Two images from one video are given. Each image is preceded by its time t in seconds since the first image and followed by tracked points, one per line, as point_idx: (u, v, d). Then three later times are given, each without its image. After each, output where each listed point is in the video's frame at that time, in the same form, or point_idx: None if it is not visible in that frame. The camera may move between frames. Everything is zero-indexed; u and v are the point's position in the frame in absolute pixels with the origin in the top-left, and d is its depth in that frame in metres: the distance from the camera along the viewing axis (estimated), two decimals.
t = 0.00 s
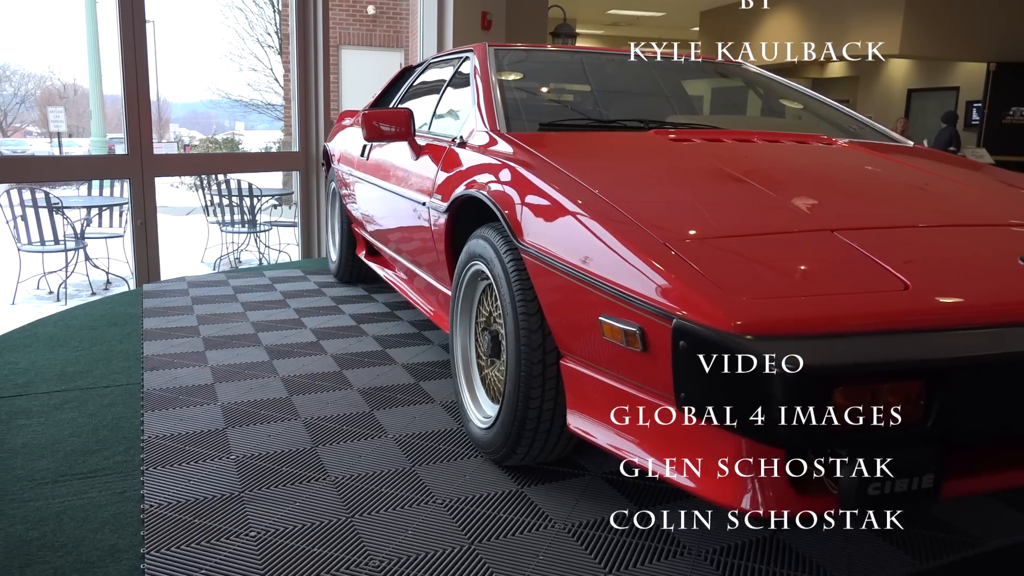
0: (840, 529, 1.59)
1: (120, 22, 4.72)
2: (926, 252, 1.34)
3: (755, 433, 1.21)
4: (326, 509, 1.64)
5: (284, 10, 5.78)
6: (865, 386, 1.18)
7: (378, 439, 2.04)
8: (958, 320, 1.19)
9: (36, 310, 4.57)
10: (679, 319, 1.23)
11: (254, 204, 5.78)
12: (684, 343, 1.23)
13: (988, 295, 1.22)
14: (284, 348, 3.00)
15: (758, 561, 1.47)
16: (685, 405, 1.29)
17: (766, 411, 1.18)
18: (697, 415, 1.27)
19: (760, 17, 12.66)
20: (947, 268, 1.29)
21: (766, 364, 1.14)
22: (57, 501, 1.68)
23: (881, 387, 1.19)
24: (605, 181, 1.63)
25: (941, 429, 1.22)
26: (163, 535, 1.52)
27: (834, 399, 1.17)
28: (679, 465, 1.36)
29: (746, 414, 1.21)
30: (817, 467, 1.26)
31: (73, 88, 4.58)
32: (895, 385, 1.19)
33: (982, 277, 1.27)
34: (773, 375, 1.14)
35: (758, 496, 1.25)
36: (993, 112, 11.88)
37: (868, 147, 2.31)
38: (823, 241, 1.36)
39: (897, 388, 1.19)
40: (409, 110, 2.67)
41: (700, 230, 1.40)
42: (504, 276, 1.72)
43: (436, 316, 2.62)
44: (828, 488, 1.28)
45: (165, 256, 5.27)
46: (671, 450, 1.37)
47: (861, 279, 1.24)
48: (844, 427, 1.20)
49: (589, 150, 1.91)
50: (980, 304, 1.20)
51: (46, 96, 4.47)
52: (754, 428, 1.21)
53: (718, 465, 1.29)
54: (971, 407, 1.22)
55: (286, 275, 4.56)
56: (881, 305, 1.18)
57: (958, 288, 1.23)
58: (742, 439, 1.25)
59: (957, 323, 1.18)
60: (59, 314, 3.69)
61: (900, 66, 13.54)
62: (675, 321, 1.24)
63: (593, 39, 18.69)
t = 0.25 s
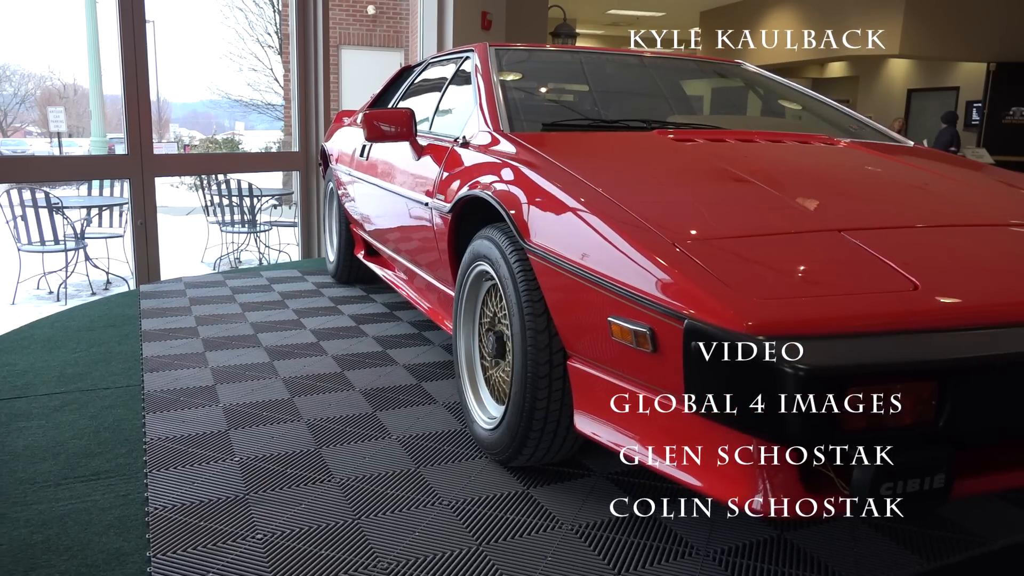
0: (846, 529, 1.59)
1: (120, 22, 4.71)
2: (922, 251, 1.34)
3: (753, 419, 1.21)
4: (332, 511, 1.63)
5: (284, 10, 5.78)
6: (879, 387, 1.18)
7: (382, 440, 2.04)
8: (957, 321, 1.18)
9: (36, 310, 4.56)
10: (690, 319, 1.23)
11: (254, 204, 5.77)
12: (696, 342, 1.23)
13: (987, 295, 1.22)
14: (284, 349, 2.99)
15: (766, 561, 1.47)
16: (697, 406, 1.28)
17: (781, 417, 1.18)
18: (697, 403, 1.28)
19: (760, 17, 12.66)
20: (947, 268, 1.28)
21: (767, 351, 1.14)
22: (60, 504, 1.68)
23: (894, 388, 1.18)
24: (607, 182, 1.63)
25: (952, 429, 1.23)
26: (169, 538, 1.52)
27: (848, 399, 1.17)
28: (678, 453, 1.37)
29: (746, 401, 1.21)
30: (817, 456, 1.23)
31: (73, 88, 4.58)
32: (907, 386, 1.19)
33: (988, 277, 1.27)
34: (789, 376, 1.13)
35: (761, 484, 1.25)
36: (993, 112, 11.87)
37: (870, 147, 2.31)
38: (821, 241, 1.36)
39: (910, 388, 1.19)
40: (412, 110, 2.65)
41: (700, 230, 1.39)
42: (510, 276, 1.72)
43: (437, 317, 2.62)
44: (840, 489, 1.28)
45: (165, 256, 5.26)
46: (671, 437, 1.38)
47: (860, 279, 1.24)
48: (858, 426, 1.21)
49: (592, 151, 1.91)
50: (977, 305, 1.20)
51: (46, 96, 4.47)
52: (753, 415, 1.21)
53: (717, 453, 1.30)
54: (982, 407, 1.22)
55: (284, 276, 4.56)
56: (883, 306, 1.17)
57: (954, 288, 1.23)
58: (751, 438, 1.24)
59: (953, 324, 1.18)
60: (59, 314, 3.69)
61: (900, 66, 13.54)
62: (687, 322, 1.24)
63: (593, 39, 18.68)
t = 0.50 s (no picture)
0: (851, 528, 1.59)
1: (120, 23, 4.71)
2: (919, 251, 1.34)
3: (751, 407, 1.21)
4: (337, 513, 1.63)
5: (284, 10, 5.78)
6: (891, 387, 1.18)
7: (386, 441, 2.03)
8: (957, 322, 1.18)
9: (36, 310, 4.55)
10: (701, 320, 1.22)
11: (254, 204, 5.77)
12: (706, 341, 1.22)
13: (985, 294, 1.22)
14: (284, 350, 2.99)
15: (773, 561, 1.46)
16: (706, 405, 1.28)
17: (794, 415, 1.19)
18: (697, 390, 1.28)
19: (759, 17, 12.65)
20: (948, 268, 1.28)
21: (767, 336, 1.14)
22: (63, 507, 1.68)
23: (907, 387, 1.18)
24: (611, 182, 1.62)
25: (963, 428, 1.22)
26: (174, 541, 1.51)
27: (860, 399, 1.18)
28: (678, 441, 1.38)
29: (746, 389, 1.21)
30: (817, 443, 1.22)
31: (73, 88, 4.57)
32: (919, 387, 1.19)
33: (994, 278, 1.27)
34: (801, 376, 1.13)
35: (761, 473, 1.26)
36: (993, 112, 11.85)
37: (871, 146, 2.31)
38: (823, 241, 1.36)
39: (921, 389, 1.19)
40: (413, 110, 2.64)
41: (700, 230, 1.39)
42: (515, 276, 1.72)
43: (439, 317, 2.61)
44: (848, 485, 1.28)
45: (165, 256, 5.26)
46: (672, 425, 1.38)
47: (862, 279, 1.24)
48: (871, 425, 1.20)
49: (594, 151, 1.91)
50: (975, 305, 1.20)
51: (46, 97, 4.47)
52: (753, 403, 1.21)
53: (717, 441, 1.30)
54: (992, 405, 1.22)
55: (283, 276, 4.55)
56: (885, 307, 1.17)
57: (952, 288, 1.23)
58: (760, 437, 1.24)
59: (951, 325, 1.18)
60: (58, 315, 3.68)
61: (900, 66, 13.53)
62: (697, 323, 1.23)
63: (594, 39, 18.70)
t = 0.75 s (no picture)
0: (857, 528, 1.59)
1: (120, 22, 4.71)
2: (917, 250, 1.34)
3: (750, 395, 1.21)
4: (344, 515, 1.63)
5: (284, 10, 5.78)
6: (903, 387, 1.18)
7: (390, 442, 2.03)
8: (958, 323, 1.18)
9: (36, 310, 4.54)
10: (712, 321, 1.22)
11: (254, 204, 5.76)
12: (719, 345, 1.22)
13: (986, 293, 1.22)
14: (285, 351, 2.98)
15: (782, 561, 1.46)
16: (718, 407, 1.27)
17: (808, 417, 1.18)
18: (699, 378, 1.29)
19: (759, 17, 12.64)
20: (949, 268, 1.28)
21: (766, 326, 1.16)
22: (67, 510, 1.67)
23: (920, 389, 1.19)
24: (615, 182, 1.62)
25: (975, 428, 1.22)
26: (181, 544, 1.51)
27: (874, 400, 1.17)
28: (678, 429, 1.38)
29: (746, 376, 1.21)
30: (817, 431, 1.19)
31: (73, 88, 4.57)
32: (931, 387, 1.19)
33: (1002, 278, 1.27)
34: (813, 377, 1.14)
35: (762, 461, 1.26)
36: (993, 112, 11.84)
37: (873, 146, 2.31)
38: (827, 241, 1.36)
39: (934, 389, 1.20)
40: (415, 111, 2.64)
41: (701, 229, 1.40)
42: (521, 277, 1.72)
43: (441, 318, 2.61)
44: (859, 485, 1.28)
45: (165, 256, 5.26)
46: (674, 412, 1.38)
47: (866, 279, 1.24)
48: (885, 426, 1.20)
49: (597, 151, 1.91)
50: (975, 305, 1.20)
51: (46, 97, 4.46)
52: (753, 391, 1.21)
53: (718, 428, 1.30)
54: (1004, 405, 1.22)
55: (281, 277, 4.55)
56: (890, 307, 1.17)
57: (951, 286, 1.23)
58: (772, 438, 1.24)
59: (953, 325, 1.18)
60: (57, 316, 3.67)
61: (900, 66, 13.52)
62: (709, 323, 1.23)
63: (593, 39, 18.70)
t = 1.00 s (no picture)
0: (864, 528, 1.59)
1: (120, 22, 4.71)
2: (915, 249, 1.34)
3: (750, 382, 1.22)
4: (350, 517, 1.62)
5: (284, 10, 5.78)
6: (915, 386, 1.18)
7: (394, 443, 2.03)
8: (961, 324, 1.18)
9: (36, 310, 4.55)
10: (724, 322, 1.22)
11: (254, 204, 5.75)
12: (730, 345, 1.22)
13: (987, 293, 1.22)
14: (286, 352, 2.98)
15: (790, 561, 1.46)
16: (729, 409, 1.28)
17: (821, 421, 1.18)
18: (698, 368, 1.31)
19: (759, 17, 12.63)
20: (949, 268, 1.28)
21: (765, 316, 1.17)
22: (71, 512, 1.66)
23: (932, 388, 1.19)
24: (620, 183, 1.62)
25: (986, 428, 1.22)
26: (187, 547, 1.51)
27: (886, 401, 1.17)
28: (678, 417, 1.39)
29: (746, 364, 1.21)
30: (816, 419, 1.19)
31: (73, 88, 4.57)
32: (944, 387, 1.19)
33: (1011, 279, 1.27)
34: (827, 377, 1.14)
35: (763, 449, 1.27)
36: (993, 112, 11.83)
37: (876, 147, 2.31)
38: (832, 241, 1.36)
39: (946, 390, 1.19)
40: (416, 110, 2.62)
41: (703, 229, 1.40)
42: (527, 277, 1.71)
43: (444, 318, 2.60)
44: (869, 487, 1.27)
45: (165, 256, 5.25)
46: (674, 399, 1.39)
47: (870, 280, 1.23)
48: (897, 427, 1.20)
49: (602, 151, 1.91)
50: (978, 304, 1.20)
51: (46, 97, 4.46)
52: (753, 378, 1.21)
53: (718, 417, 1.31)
54: (1015, 405, 1.22)
55: (278, 277, 4.54)
56: (901, 308, 1.17)
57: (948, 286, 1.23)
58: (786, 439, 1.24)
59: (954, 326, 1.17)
60: (55, 317, 3.66)
61: (900, 66, 13.52)
62: (722, 324, 1.23)
63: (593, 40, 18.71)
